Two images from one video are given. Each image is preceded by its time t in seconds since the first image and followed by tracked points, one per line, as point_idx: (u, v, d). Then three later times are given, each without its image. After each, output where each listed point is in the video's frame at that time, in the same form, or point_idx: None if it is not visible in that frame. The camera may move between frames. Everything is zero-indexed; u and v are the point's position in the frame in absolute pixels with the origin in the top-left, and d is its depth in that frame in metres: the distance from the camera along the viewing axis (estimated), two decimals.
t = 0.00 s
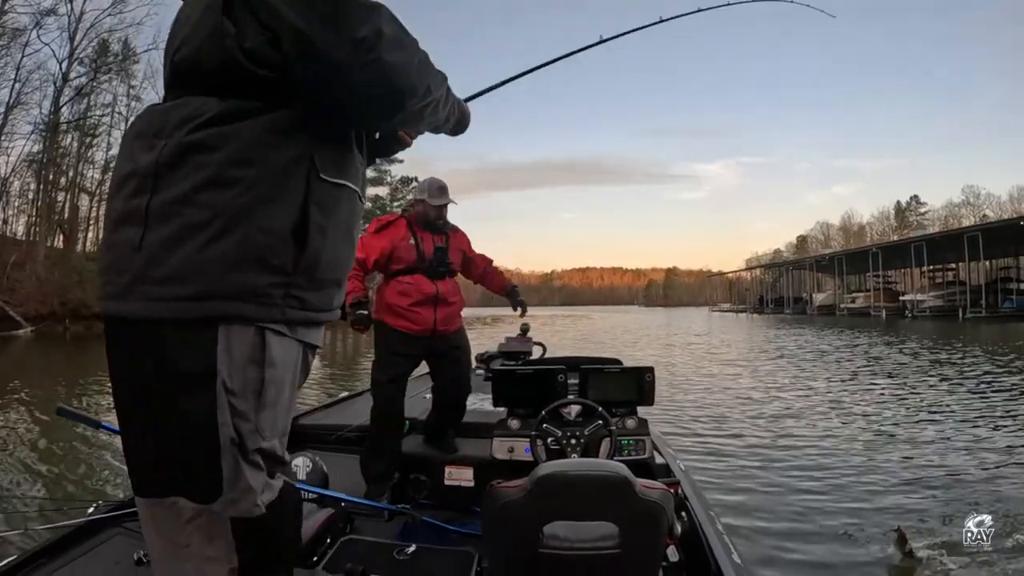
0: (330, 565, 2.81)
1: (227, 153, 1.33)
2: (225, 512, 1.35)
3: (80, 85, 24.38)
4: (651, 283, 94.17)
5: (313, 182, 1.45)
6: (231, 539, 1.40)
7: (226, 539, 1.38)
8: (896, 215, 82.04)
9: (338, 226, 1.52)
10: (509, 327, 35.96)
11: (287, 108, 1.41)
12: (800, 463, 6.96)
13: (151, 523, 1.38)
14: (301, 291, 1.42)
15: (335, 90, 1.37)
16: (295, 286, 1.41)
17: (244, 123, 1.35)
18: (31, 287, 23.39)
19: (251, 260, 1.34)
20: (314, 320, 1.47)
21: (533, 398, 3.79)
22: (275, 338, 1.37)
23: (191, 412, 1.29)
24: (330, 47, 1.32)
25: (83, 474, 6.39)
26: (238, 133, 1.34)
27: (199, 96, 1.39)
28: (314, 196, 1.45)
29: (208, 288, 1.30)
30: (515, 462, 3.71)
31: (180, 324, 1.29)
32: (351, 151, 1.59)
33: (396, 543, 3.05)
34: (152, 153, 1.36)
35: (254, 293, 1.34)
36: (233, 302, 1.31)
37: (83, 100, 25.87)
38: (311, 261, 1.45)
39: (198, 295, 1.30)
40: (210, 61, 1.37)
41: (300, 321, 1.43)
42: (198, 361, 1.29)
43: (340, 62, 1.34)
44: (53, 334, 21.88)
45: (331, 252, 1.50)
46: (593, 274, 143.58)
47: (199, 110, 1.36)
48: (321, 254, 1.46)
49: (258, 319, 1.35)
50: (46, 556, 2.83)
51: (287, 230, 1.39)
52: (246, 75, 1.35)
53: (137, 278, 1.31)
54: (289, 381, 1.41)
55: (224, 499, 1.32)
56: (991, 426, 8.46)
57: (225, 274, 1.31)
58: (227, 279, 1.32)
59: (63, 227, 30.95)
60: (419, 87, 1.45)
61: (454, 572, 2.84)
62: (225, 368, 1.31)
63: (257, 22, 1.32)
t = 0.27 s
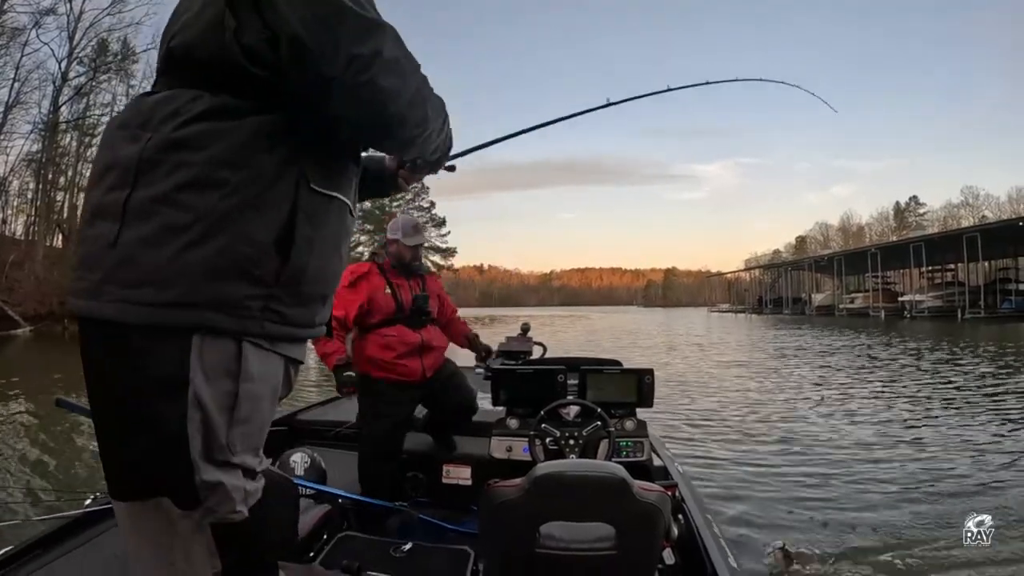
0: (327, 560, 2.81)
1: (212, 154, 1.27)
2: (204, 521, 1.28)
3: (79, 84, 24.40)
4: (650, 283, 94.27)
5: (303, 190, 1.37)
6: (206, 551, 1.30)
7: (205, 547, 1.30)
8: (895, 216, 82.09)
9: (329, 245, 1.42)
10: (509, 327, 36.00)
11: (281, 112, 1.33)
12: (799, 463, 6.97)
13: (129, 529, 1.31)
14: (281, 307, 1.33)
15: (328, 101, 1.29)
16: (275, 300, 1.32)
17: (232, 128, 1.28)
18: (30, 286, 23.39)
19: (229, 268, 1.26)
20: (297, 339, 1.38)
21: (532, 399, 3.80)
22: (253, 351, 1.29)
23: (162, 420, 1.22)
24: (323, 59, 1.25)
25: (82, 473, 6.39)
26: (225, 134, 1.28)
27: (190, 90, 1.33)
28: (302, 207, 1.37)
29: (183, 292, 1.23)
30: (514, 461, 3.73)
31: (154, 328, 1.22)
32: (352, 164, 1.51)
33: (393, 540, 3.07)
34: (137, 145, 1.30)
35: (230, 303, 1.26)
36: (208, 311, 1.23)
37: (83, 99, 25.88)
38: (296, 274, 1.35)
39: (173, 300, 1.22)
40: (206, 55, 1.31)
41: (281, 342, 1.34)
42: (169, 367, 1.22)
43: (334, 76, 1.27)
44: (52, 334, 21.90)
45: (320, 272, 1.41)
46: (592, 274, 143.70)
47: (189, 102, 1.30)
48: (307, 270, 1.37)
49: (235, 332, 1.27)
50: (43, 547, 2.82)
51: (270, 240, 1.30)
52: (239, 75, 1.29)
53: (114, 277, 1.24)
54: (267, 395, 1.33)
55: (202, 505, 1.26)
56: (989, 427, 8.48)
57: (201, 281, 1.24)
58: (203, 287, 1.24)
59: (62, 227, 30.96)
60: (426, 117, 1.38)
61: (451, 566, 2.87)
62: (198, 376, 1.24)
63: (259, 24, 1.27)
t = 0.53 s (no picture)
0: (329, 565, 2.81)
1: (220, 154, 1.18)
2: (196, 528, 1.21)
3: (78, 84, 24.42)
4: (649, 283, 94.36)
5: (315, 207, 1.26)
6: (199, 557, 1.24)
7: (199, 554, 1.23)
8: (894, 216, 82.14)
9: (340, 265, 1.30)
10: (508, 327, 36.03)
11: (300, 121, 1.24)
12: (800, 464, 6.98)
13: (123, 536, 1.25)
14: (281, 329, 1.22)
15: (349, 109, 1.20)
16: (274, 318, 1.21)
17: (243, 132, 1.19)
18: (29, 287, 23.39)
19: (228, 280, 1.16)
20: (299, 362, 1.27)
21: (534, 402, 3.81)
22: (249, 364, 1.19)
23: (147, 426, 1.13)
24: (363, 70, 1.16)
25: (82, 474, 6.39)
26: (238, 137, 1.18)
27: (206, 85, 1.23)
28: (312, 223, 1.25)
29: (180, 302, 1.13)
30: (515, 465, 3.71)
31: (145, 333, 1.13)
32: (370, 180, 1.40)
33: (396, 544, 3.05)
34: (140, 138, 1.21)
35: (226, 316, 1.16)
36: (204, 325, 1.14)
37: (82, 100, 25.88)
38: (299, 294, 1.24)
39: (167, 306, 1.13)
40: (217, 49, 1.20)
41: (281, 360, 1.23)
42: (158, 377, 1.13)
43: (365, 87, 1.18)
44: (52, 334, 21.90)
45: (327, 294, 1.29)
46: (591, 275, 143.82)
47: (198, 98, 1.21)
48: (311, 287, 1.25)
49: (232, 344, 1.17)
50: (44, 555, 2.82)
51: (273, 249, 1.20)
52: (252, 75, 1.19)
53: (105, 276, 1.14)
54: (262, 408, 1.23)
55: (194, 515, 1.18)
56: (989, 427, 8.49)
57: (199, 292, 1.14)
58: (200, 298, 1.14)
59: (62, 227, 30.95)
60: (485, 149, 1.28)
61: (455, 571, 2.84)
62: (189, 383, 1.15)
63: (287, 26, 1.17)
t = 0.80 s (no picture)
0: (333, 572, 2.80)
1: (238, 150, 1.18)
2: (184, 526, 1.19)
3: (75, 86, 24.37)
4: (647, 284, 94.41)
5: (329, 218, 1.23)
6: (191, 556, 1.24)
7: (187, 553, 1.23)
8: (891, 216, 82.21)
9: (347, 289, 1.24)
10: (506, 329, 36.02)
11: (328, 128, 1.24)
12: (800, 464, 6.98)
13: (105, 532, 1.23)
14: (276, 343, 1.18)
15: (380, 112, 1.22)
16: (270, 328, 1.17)
17: (266, 130, 1.19)
18: (26, 289, 23.32)
19: (231, 279, 1.14)
20: (295, 385, 1.22)
21: (535, 404, 3.82)
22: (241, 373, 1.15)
23: (131, 420, 1.10)
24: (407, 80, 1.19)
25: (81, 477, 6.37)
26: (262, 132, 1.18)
27: (241, 82, 1.25)
28: (320, 236, 1.21)
29: (180, 291, 1.11)
30: (519, 468, 3.73)
31: (142, 318, 1.11)
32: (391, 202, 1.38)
33: (400, 551, 3.02)
34: (167, 124, 1.21)
35: (221, 314, 1.13)
36: (199, 317, 1.11)
37: (79, 102, 25.82)
38: (299, 306, 1.19)
39: (165, 295, 1.11)
40: (260, 46, 1.23)
41: (274, 373, 1.18)
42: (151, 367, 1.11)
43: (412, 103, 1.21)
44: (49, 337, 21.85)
45: (331, 319, 1.23)
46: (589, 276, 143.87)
47: (231, 94, 1.22)
48: (313, 306, 1.20)
49: (229, 349, 1.14)
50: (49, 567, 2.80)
51: (277, 253, 1.17)
52: (287, 78, 1.20)
53: (114, 256, 1.13)
54: (250, 417, 1.18)
55: (177, 514, 1.17)
56: (988, 426, 8.51)
57: (202, 284, 1.12)
58: (204, 293, 1.12)
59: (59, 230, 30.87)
60: (542, 158, 1.27)
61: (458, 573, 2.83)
62: (178, 381, 1.12)
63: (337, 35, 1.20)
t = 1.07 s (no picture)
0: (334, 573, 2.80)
1: (256, 161, 1.18)
2: (212, 536, 1.22)
3: (72, 89, 24.31)
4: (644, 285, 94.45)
5: (349, 229, 1.22)
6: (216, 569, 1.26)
7: (213, 563, 1.25)
8: (888, 215, 82.38)
9: (369, 302, 1.24)
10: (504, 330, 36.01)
11: (345, 136, 1.24)
12: (800, 464, 6.98)
13: (136, 541, 1.27)
14: (298, 354, 1.19)
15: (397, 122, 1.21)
16: (292, 342, 1.18)
17: (282, 140, 1.19)
18: (23, 292, 23.24)
19: (251, 295, 1.15)
20: (315, 394, 1.23)
21: (536, 405, 3.82)
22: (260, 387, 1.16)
23: (152, 425, 1.12)
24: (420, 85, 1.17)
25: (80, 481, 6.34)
26: (280, 145, 1.19)
27: (258, 92, 1.25)
28: (343, 248, 1.21)
29: (201, 306, 1.13)
30: (519, 470, 3.73)
31: (162, 334, 1.13)
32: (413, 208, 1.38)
33: (401, 553, 3.02)
34: (187, 133, 1.23)
35: (242, 329, 1.14)
36: (221, 332, 1.13)
37: (76, 104, 25.74)
38: (322, 318, 1.19)
39: (187, 309, 1.13)
40: (278, 50, 1.23)
41: (299, 384, 1.19)
42: (176, 381, 1.13)
43: (430, 109, 1.19)
44: (46, 340, 21.77)
45: (355, 329, 1.24)
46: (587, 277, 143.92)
47: (250, 102, 1.23)
48: (334, 319, 1.20)
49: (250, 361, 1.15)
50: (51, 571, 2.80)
51: (299, 265, 1.17)
52: (303, 80, 1.20)
53: (133, 269, 1.14)
54: (277, 426, 1.19)
55: (206, 523, 1.19)
56: (987, 425, 8.52)
57: (222, 300, 1.14)
58: (224, 310, 1.13)
59: (55, 233, 30.78)
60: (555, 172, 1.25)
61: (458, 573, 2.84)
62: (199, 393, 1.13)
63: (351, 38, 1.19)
